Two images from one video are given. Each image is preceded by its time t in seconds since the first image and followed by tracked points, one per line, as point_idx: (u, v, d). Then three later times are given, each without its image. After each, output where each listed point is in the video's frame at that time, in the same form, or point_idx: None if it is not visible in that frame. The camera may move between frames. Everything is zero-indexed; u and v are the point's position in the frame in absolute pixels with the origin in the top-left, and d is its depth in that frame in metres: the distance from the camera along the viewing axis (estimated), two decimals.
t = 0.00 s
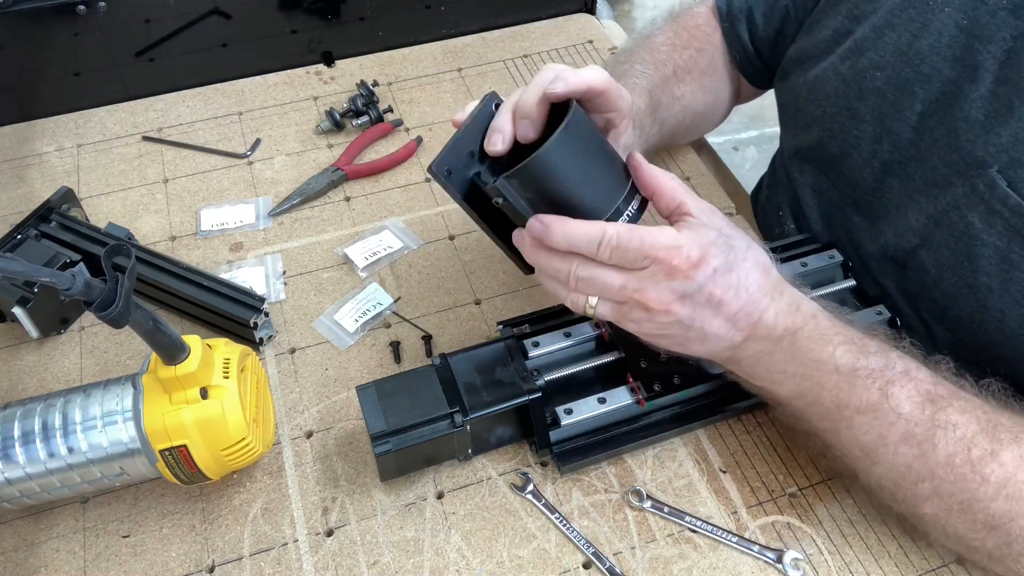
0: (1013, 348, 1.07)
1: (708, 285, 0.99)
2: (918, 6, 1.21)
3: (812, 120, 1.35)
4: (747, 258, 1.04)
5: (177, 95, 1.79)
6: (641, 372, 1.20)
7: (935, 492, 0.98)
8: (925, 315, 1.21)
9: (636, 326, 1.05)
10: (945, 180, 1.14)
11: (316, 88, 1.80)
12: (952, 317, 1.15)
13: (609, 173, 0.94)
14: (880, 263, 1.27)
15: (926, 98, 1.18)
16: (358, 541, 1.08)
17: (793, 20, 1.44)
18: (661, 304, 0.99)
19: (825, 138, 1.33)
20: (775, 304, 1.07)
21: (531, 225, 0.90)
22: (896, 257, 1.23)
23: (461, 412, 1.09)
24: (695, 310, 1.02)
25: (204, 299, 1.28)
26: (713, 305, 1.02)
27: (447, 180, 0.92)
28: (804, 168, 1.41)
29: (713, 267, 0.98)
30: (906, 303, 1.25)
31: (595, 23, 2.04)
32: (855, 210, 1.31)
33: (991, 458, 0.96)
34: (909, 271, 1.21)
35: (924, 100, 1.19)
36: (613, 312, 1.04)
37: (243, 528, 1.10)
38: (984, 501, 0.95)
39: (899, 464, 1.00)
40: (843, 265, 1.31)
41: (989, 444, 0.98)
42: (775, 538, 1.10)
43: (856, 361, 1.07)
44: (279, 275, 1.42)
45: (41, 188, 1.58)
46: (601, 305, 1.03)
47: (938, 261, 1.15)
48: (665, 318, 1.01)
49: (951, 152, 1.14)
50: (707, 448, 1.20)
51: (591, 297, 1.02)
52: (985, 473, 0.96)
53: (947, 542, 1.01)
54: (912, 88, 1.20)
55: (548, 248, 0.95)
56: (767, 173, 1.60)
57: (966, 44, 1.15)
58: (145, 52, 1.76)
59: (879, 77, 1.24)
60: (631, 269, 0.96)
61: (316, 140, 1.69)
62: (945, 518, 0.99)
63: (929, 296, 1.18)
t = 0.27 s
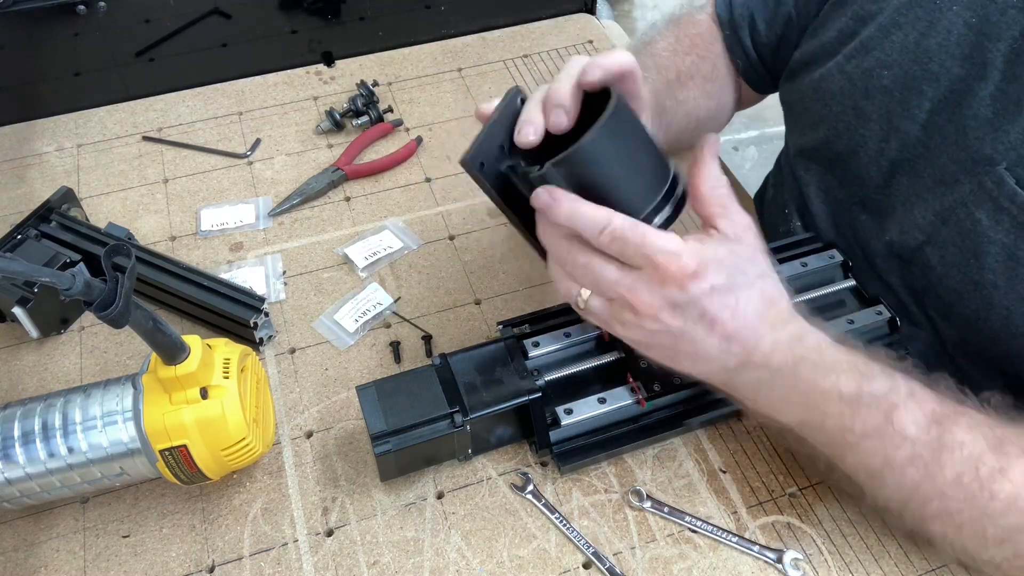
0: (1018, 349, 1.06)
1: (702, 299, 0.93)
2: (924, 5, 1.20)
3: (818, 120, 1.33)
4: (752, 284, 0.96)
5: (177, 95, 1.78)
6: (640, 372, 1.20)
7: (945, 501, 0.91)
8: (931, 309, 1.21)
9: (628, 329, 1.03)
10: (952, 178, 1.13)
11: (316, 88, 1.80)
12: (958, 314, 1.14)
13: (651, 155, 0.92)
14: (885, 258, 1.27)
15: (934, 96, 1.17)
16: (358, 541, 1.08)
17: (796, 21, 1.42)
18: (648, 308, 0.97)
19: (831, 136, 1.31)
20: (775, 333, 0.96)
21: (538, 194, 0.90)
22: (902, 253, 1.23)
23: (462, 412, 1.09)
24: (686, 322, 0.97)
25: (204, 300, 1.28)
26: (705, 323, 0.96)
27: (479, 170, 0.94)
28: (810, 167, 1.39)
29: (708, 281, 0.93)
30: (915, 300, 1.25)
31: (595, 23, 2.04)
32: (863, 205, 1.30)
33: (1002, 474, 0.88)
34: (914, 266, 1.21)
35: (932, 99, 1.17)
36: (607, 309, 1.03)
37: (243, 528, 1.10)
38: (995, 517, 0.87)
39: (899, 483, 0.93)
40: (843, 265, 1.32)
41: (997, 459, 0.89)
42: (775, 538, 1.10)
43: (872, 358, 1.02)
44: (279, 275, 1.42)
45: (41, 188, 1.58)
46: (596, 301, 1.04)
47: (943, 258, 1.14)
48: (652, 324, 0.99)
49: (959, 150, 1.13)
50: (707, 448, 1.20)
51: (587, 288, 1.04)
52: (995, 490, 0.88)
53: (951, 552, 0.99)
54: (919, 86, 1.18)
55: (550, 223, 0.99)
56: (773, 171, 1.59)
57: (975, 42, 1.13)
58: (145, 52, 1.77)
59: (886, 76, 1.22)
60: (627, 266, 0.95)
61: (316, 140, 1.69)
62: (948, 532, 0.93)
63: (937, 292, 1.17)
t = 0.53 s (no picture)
0: None
1: (769, 289, 0.86)
2: None
3: (842, 111, 1.30)
4: (822, 286, 0.90)
5: (177, 95, 1.78)
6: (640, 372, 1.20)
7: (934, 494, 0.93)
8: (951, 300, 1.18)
9: (690, 337, 0.90)
10: (976, 170, 1.10)
11: (316, 88, 1.80)
12: (981, 305, 1.11)
13: (681, 93, 0.85)
14: (905, 248, 1.24)
15: (959, 88, 1.14)
16: (358, 541, 1.08)
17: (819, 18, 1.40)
18: (715, 298, 0.87)
19: (853, 128, 1.28)
20: (849, 341, 0.91)
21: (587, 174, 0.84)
22: (921, 244, 1.19)
23: (461, 412, 1.09)
24: (754, 320, 0.88)
25: (204, 300, 1.28)
26: (774, 322, 0.88)
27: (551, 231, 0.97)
28: (832, 160, 1.37)
29: (778, 269, 0.87)
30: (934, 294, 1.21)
31: (595, 23, 2.03)
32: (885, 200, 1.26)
33: None
34: (933, 259, 1.18)
35: (957, 92, 1.14)
36: (665, 313, 0.91)
37: (243, 528, 1.10)
38: None
39: (899, 473, 0.93)
40: (843, 265, 1.30)
41: None
42: (775, 538, 1.10)
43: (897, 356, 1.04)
44: (279, 275, 1.42)
45: (41, 188, 1.58)
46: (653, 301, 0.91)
47: (965, 250, 1.11)
48: (718, 323, 0.87)
49: (983, 141, 1.10)
50: (707, 448, 1.20)
51: (640, 290, 0.91)
52: None
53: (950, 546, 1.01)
54: (944, 79, 1.16)
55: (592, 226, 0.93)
56: (795, 163, 1.56)
57: (1001, 35, 1.10)
58: (145, 51, 1.78)
59: (911, 68, 1.19)
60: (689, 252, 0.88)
61: (316, 140, 1.69)
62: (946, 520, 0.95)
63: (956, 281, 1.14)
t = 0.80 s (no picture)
0: None
1: (831, 342, 0.88)
2: None
3: (864, 102, 1.31)
4: (875, 332, 0.93)
5: (177, 95, 1.78)
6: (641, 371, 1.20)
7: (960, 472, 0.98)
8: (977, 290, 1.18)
9: (749, 384, 0.94)
10: (1006, 160, 1.12)
11: (316, 88, 1.80)
12: (1008, 296, 1.13)
13: (746, 178, 0.87)
14: (928, 240, 1.23)
15: (989, 78, 1.16)
16: (358, 541, 1.08)
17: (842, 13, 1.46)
18: (779, 355, 0.88)
19: (878, 119, 1.29)
20: (905, 383, 0.95)
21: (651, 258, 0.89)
22: (945, 236, 1.19)
23: (461, 412, 1.09)
24: (815, 373, 0.90)
25: (204, 300, 1.28)
26: (835, 371, 0.90)
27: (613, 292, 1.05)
28: (852, 152, 1.36)
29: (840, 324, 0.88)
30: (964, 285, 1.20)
31: (595, 23, 2.03)
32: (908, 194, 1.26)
33: None
34: (959, 251, 1.18)
35: (987, 81, 1.16)
36: (726, 362, 0.94)
37: (243, 528, 1.10)
38: None
39: (963, 501, 0.98)
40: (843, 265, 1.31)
41: None
42: (775, 538, 1.10)
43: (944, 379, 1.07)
44: (279, 275, 1.42)
45: (41, 188, 1.58)
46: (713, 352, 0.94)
47: (994, 240, 1.12)
48: (780, 374, 0.90)
49: (1014, 132, 1.12)
50: (707, 448, 1.20)
51: (703, 338, 0.94)
52: None
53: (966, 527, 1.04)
54: (974, 69, 1.17)
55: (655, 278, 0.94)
56: (812, 154, 1.54)
57: None
58: (146, 51, 1.79)
59: (941, 58, 1.21)
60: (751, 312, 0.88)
61: (316, 140, 1.69)
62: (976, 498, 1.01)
63: (985, 272, 1.14)
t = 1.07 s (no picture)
0: None
1: (849, 385, 0.94)
2: None
3: (881, 99, 1.33)
4: (891, 370, 0.99)
5: (178, 95, 1.78)
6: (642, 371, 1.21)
7: (974, 490, 1.02)
8: (1002, 286, 1.17)
9: (773, 430, 0.99)
10: None
11: (316, 88, 1.80)
12: None
13: (753, 225, 1.00)
14: (948, 234, 1.23)
15: (1009, 73, 1.17)
16: (358, 541, 1.08)
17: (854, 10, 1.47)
18: (799, 399, 0.95)
19: (897, 116, 1.29)
20: (922, 417, 0.99)
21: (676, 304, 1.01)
22: (967, 232, 1.19)
23: (462, 412, 1.09)
24: (837, 415, 0.95)
25: (205, 300, 1.28)
26: (856, 412, 0.95)
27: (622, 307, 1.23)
28: (868, 148, 1.37)
29: (856, 366, 0.95)
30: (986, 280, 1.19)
31: (596, 23, 2.03)
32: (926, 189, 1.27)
33: None
34: (983, 247, 1.17)
35: (1007, 76, 1.17)
36: (750, 407, 1.00)
37: (243, 528, 1.10)
38: None
39: (991, 526, 1.03)
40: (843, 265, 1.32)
41: None
42: (775, 538, 1.10)
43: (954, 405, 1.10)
44: (279, 275, 1.42)
45: (41, 188, 1.58)
46: (736, 398, 1.01)
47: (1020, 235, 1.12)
48: (802, 419, 0.96)
49: None
50: (707, 448, 1.20)
51: (725, 383, 1.02)
52: None
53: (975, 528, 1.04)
54: (994, 63, 1.18)
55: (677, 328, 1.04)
56: (824, 151, 1.54)
57: None
58: (145, 51, 1.78)
59: (959, 53, 1.22)
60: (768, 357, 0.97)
61: (316, 140, 1.69)
62: (996, 501, 1.02)
63: (1008, 265, 1.15)
